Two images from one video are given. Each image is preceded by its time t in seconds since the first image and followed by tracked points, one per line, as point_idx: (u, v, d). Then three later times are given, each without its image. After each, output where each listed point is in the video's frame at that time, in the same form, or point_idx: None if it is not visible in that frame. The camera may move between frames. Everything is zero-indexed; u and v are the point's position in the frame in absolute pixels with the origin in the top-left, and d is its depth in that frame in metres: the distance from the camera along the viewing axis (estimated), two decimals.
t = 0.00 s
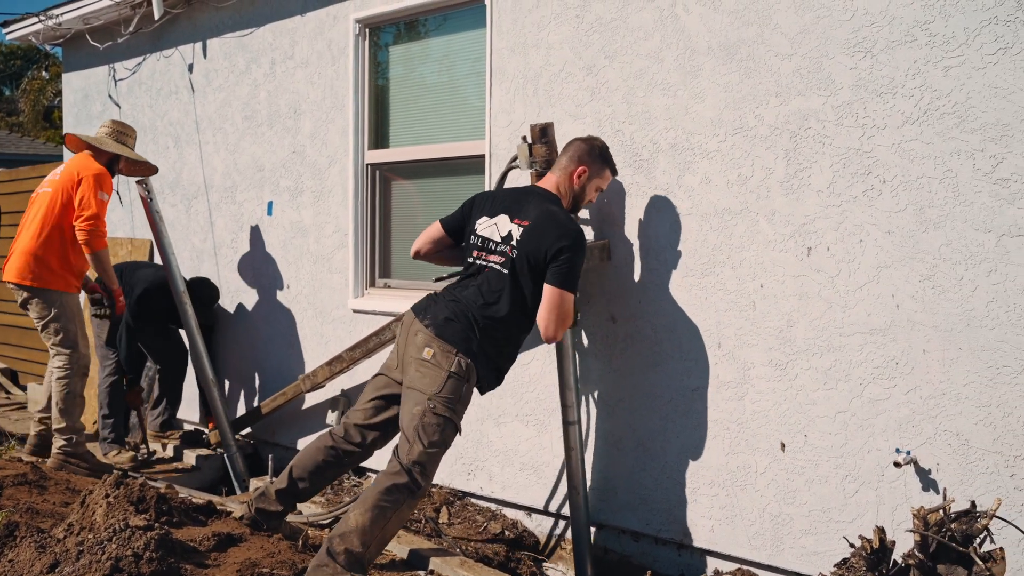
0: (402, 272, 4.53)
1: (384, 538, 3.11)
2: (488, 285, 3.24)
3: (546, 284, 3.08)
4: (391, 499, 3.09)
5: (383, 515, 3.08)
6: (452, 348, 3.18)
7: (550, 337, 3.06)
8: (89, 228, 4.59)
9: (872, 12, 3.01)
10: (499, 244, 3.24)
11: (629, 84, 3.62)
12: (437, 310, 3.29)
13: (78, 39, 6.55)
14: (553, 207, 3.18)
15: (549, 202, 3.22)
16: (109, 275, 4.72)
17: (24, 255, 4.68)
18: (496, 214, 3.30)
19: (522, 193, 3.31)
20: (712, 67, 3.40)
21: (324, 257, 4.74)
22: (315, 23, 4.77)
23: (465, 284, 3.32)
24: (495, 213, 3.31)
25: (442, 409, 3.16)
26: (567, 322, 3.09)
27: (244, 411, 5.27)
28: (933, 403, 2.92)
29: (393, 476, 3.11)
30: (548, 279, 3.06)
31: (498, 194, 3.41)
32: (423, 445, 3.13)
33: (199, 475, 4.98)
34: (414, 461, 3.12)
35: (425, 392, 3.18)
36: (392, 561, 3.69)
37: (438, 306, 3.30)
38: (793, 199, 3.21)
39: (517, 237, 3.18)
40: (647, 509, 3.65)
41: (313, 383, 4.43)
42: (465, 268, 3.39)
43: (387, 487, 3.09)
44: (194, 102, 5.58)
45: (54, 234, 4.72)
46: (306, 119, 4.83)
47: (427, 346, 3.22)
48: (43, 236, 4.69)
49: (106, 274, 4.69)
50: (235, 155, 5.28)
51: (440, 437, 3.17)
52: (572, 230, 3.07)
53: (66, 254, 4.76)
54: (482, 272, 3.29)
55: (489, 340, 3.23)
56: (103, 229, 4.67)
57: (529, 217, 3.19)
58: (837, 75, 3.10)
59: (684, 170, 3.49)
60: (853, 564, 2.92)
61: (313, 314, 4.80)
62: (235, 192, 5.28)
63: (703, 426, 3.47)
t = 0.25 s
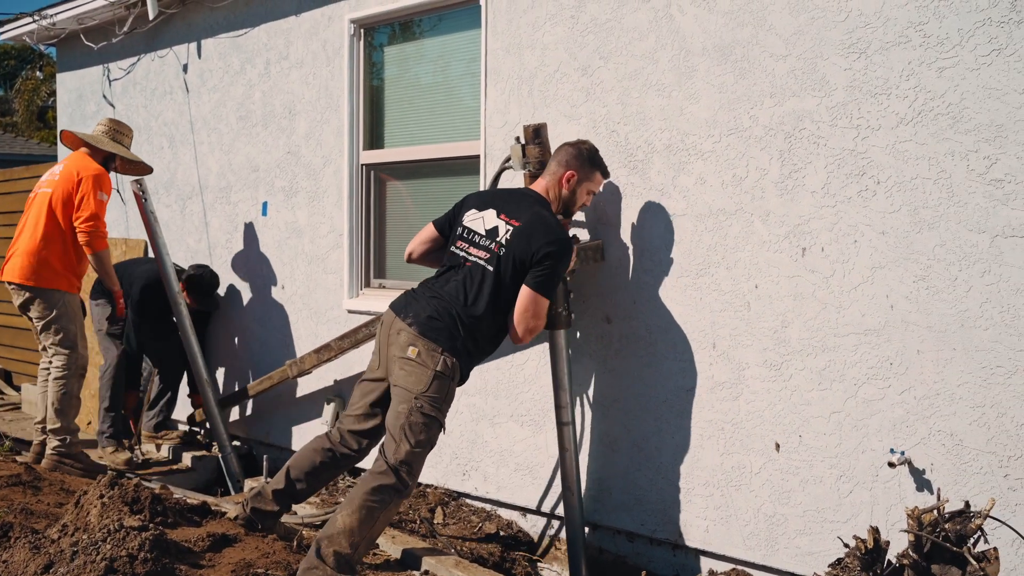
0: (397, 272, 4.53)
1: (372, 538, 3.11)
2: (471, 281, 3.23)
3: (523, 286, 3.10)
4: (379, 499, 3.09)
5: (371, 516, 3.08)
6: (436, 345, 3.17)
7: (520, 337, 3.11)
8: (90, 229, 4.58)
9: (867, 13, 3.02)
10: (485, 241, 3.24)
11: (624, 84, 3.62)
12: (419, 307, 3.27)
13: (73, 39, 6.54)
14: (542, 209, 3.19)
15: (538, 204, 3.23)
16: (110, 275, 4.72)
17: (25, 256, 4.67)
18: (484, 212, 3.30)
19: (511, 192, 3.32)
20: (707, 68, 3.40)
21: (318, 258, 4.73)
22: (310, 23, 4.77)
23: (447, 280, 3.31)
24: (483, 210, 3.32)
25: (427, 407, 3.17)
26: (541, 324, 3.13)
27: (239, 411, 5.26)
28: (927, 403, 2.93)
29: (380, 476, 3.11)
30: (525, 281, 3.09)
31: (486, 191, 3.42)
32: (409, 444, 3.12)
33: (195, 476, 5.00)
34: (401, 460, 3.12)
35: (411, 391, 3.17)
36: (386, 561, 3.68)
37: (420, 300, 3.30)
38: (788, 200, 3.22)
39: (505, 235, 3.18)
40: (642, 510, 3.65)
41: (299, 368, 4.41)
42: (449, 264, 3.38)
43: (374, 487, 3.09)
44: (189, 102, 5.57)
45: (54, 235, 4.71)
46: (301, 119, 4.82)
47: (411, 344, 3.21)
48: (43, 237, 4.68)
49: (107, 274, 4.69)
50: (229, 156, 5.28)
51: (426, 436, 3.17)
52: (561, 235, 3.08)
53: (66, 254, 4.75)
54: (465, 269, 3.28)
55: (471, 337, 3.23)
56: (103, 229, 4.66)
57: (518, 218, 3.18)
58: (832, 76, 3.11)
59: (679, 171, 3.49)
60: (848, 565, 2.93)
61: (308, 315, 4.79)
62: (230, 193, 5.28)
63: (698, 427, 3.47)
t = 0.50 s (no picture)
0: (395, 273, 4.52)
1: (378, 541, 3.11)
2: (479, 295, 3.23)
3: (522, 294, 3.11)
4: (386, 503, 3.10)
5: (378, 519, 3.08)
6: (451, 360, 3.18)
7: (525, 343, 3.13)
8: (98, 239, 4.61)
9: (864, 15, 3.02)
10: (484, 252, 3.23)
11: (621, 85, 3.62)
12: (431, 325, 3.27)
13: (70, 40, 6.53)
14: (533, 212, 3.18)
15: (529, 208, 3.21)
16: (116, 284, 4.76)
17: (25, 259, 4.66)
18: (478, 221, 3.29)
19: (501, 198, 3.30)
20: (704, 69, 3.40)
21: (316, 259, 4.73)
22: (307, 24, 4.77)
23: (454, 295, 3.31)
24: (477, 220, 3.31)
25: (442, 417, 3.17)
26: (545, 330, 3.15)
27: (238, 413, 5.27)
28: (924, 404, 2.93)
29: (389, 481, 3.11)
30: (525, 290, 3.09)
31: (478, 200, 3.40)
32: (421, 451, 3.12)
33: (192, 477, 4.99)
34: (413, 467, 3.11)
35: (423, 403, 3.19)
36: (383, 562, 3.68)
37: (428, 317, 3.30)
38: (786, 201, 3.22)
39: (501, 244, 3.18)
40: (640, 510, 3.65)
41: (290, 361, 4.40)
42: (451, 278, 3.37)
43: (382, 491, 3.10)
44: (186, 103, 5.56)
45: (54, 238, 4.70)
46: (299, 120, 4.82)
47: (426, 361, 3.21)
48: (43, 241, 4.66)
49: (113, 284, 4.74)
50: (227, 157, 5.28)
51: (438, 445, 3.16)
52: (553, 237, 3.08)
53: (67, 259, 4.75)
54: (469, 282, 3.28)
55: (486, 350, 3.24)
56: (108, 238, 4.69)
57: (511, 226, 3.17)
58: (829, 78, 3.11)
59: (676, 172, 3.49)
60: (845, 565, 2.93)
61: (306, 316, 4.79)
62: (227, 194, 5.27)
63: (695, 427, 3.48)
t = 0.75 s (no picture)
0: (396, 274, 4.52)
1: (379, 537, 3.11)
2: (489, 294, 3.23)
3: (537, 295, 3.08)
4: (386, 500, 3.09)
5: (378, 515, 3.08)
6: (455, 358, 3.18)
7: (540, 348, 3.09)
8: (94, 237, 4.62)
9: (864, 14, 3.02)
10: (496, 253, 3.23)
11: (621, 86, 3.62)
12: (437, 320, 3.27)
13: (70, 41, 6.54)
14: (548, 215, 3.16)
15: (544, 210, 3.20)
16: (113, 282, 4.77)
17: (25, 257, 4.66)
18: (492, 221, 3.28)
19: (517, 199, 3.29)
20: (705, 69, 3.41)
21: (317, 260, 4.73)
22: (307, 26, 4.77)
23: (462, 292, 3.31)
24: (490, 220, 3.29)
25: (443, 414, 3.16)
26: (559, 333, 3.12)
27: (240, 414, 5.28)
28: (925, 403, 2.93)
29: (387, 477, 3.10)
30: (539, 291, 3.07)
31: (493, 200, 3.39)
32: (420, 448, 3.12)
33: (194, 479, 5.00)
34: (413, 462, 3.11)
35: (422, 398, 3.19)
36: (385, 563, 3.69)
37: (435, 312, 3.30)
38: (786, 200, 3.22)
39: (514, 245, 3.16)
40: (641, 510, 3.65)
41: (298, 357, 4.39)
42: (461, 276, 3.37)
43: (381, 487, 3.10)
44: (186, 105, 5.57)
45: (52, 236, 4.70)
46: (299, 121, 4.82)
47: (429, 355, 3.20)
48: (43, 240, 4.67)
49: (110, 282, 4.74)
50: (227, 158, 5.28)
51: (438, 441, 3.16)
52: (568, 241, 3.07)
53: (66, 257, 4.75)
54: (479, 281, 3.27)
55: (490, 347, 3.24)
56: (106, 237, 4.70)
57: (524, 227, 3.16)
58: (829, 77, 3.11)
59: (676, 172, 3.49)
60: (846, 565, 2.93)
61: (307, 317, 4.80)
62: (227, 195, 5.28)
63: (696, 427, 3.48)
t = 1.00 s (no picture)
0: (396, 274, 4.52)
1: (376, 540, 3.11)
2: (491, 287, 3.24)
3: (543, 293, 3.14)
4: (383, 502, 3.09)
5: (375, 518, 3.08)
6: (455, 350, 3.17)
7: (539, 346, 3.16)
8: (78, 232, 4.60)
9: (864, 13, 3.02)
10: (503, 247, 3.26)
11: (622, 85, 3.63)
12: (436, 311, 3.25)
13: (71, 43, 6.54)
14: (559, 216, 3.24)
15: (554, 211, 3.27)
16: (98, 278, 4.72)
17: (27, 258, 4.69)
18: (500, 216, 3.32)
19: (526, 197, 3.36)
20: (705, 69, 3.41)
21: (317, 260, 4.73)
22: (307, 26, 4.77)
23: (461, 283, 3.31)
24: (498, 215, 3.34)
25: (441, 412, 3.16)
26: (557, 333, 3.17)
27: (241, 415, 5.28)
28: (927, 402, 2.93)
29: (385, 479, 3.10)
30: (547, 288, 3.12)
31: (498, 197, 3.44)
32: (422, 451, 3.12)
33: (194, 479, 5.01)
34: (411, 463, 3.11)
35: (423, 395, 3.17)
36: (387, 563, 3.69)
37: (434, 302, 3.28)
38: (787, 200, 3.22)
39: (524, 241, 3.22)
40: (642, 510, 3.65)
41: (300, 360, 4.44)
42: (460, 267, 3.37)
43: (379, 490, 3.09)
44: (186, 106, 5.57)
45: (49, 236, 4.71)
46: (300, 122, 4.82)
47: (429, 348, 3.18)
48: (43, 240, 4.70)
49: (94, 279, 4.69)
50: (228, 159, 5.28)
51: (437, 440, 3.16)
52: (580, 242, 3.15)
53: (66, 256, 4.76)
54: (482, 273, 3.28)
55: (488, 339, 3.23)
56: (91, 232, 4.67)
57: (535, 225, 3.22)
58: (829, 77, 3.11)
59: (677, 172, 3.49)
60: (848, 564, 2.93)
61: (308, 318, 4.80)
62: (228, 196, 5.28)
63: (697, 426, 3.48)
